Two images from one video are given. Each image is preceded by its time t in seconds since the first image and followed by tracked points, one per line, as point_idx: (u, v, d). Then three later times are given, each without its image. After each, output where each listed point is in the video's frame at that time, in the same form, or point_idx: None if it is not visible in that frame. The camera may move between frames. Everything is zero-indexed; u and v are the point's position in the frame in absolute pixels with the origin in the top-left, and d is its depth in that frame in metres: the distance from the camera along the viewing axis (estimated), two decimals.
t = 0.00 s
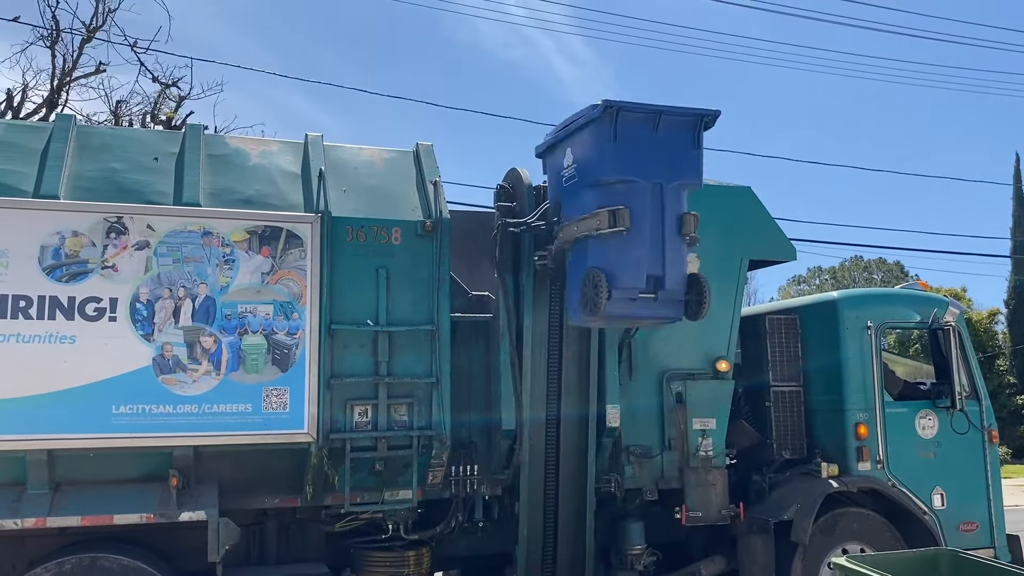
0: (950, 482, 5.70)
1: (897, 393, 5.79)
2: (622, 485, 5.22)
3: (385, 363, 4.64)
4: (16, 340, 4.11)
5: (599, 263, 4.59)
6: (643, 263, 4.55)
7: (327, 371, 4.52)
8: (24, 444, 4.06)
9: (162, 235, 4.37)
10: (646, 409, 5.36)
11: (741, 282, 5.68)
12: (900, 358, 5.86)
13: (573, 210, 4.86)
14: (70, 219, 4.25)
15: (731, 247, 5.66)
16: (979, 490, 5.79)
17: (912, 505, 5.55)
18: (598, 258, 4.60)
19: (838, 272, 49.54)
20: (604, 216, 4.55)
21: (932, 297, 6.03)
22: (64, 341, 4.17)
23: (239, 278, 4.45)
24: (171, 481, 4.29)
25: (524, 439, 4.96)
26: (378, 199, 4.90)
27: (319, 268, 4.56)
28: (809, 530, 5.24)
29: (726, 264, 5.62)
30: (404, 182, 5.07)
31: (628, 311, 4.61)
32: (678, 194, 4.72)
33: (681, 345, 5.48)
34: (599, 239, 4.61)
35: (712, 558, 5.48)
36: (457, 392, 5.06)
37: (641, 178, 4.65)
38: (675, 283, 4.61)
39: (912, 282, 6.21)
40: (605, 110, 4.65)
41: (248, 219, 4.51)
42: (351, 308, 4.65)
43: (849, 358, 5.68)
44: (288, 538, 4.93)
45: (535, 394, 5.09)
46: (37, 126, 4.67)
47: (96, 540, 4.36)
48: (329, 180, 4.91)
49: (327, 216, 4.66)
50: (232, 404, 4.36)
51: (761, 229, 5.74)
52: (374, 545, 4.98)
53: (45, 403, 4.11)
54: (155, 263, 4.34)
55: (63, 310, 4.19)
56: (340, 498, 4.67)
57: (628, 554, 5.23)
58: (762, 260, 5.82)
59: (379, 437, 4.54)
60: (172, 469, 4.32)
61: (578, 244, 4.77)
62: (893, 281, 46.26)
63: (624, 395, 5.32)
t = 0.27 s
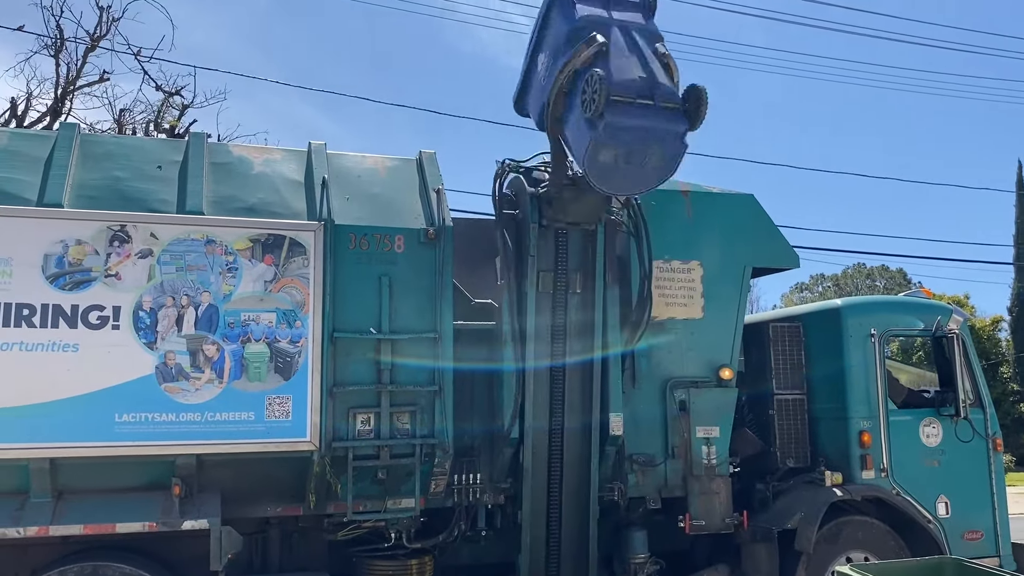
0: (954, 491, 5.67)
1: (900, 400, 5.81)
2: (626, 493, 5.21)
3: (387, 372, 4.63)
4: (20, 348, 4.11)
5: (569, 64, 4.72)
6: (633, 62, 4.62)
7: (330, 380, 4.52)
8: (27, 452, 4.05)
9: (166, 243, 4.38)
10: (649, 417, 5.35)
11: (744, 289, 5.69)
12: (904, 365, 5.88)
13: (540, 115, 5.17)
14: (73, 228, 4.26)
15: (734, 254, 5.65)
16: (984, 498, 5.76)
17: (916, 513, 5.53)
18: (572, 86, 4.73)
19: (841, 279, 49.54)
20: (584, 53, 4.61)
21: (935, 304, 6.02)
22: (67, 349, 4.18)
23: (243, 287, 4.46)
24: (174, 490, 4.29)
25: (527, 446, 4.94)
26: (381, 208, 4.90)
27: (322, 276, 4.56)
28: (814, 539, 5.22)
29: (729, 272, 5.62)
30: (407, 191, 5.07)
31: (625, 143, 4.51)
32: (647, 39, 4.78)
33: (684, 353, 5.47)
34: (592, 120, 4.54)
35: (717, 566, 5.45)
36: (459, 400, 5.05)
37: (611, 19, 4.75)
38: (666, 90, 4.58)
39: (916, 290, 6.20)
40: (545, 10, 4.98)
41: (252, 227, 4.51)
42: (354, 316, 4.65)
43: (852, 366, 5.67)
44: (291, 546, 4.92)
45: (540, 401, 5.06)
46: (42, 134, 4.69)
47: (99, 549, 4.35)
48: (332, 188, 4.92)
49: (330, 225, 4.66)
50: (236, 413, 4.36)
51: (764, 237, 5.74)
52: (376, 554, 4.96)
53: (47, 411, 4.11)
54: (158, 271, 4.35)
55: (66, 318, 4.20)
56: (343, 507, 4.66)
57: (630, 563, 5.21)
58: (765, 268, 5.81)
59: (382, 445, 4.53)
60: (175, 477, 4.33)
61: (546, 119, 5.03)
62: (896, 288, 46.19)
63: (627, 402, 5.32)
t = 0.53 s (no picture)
0: (959, 495, 5.66)
1: (904, 405, 5.78)
2: (629, 498, 5.20)
3: (390, 377, 4.63)
4: (23, 354, 4.11)
5: (526, 59, 5.09)
6: None
7: (333, 385, 4.52)
8: (30, 458, 4.05)
9: (169, 248, 4.38)
10: (652, 422, 5.34)
11: (747, 293, 5.69)
12: (909, 369, 5.84)
13: (510, 109, 5.52)
14: (76, 234, 4.26)
15: (736, 259, 5.65)
16: (989, 503, 5.75)
17: (921, 518, 5.51)
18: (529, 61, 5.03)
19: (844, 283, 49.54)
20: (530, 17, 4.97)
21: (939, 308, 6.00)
22: (70, 355, 4.18)
23: (246, 292, 4.46)
24: (176, 496, 4.28)
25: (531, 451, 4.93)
26: (383, 213, 4.90)
27: (325, 281, 4.56)
28: (817, 543, 5.21)
29: (732, 276, 5.61)
30: (409, 196, 5.08)
31: (575, 36, 4.82)
32: None
33: (687, 358, 5.46)
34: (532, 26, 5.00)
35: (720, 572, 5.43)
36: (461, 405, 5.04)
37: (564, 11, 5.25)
38: None
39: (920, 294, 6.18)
40: (490, 50, 5.82)
41: (254, 233, 4.51)
42: (357, 321, 4.65)
43: (856, 370, 5.66)
44: (293, 552, 4.94)
45: (543, 406, 5.05)
46: (45, 140, 4.70)
47: (101, 555, 4.35)
48: (335, 194, 4.92)
49: (333, 230, 4.66)
50: (239, 418, 4.36)
51: (767, 243, 5.73)
52: (379, 560, 4.95)
53: (50, 417, 4.11)
54: (161, 276, 4.35)
55: (69, 323, 4.20)
56: (346, 512, 4.64)
57: (634, 568, 5.21)
58: (768, 273, 5.80)
59: (385, 450, 4.52)
60: (178, 483, 4.32)
61: (517, 108, 5.35)
62: (900, 292, 46.13)
63: (630, 406, 5.30)
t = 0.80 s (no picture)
0: (963, 498, 5.64)
1: (908, 408, 5.76)
2: (632, 501, 5.19)
3: (394, 380, 4.63)
4: (27, 357, 4.12)
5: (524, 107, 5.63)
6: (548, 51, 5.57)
7: (336, 388, 4.52)
8: (34, 461, 4.06)
9: (172, 252, 4.39)
10: (655, 425, 5.34)
11: (749, 296, 5.69)
12: (913, 372, 5.84)
13: (507, 149, 5.76)
14: (80, 238, 4.28)
15: (739, 262, 5.65)
16: (993, 506, 5.73)
17: (925, 521, 5.50)
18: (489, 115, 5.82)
19: (846, 287, 49.54)
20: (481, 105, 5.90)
21: (942, 312, 6.01)
22: (74, 358, 4.18)
23: (249, 295, 4.47)
24: (180, 498, 4.29)
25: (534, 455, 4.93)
26: (386, 217, 4.91)
27: (328, 284, 4.57)
28: (820, 547, 5.20)
29: (735, 279, 5.61)
30: (412, 200, 5.09)
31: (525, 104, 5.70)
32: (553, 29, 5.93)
33: (690, 361, 5.46)
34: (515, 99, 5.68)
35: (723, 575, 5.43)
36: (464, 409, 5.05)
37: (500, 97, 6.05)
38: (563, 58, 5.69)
39: (923, 297, 6.18)
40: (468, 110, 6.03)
41: (258, 236, 4.52)
42: (360, 324, 4.65)
43: (859, 373, 5.65)
44: (297, 556, 4.89)
45: (546, 409, 5.05)
46: (49, 145, 4.72)
47: (105, 558, 4.35)
48: (338, 197, 4.93)
49: (336, 233, 4.67)
50: (242, 421, 4.36)
51: (770, 247, 5.73)
52: (381, 563, 4.95)
53: (54, 420, 4.12)
54: (165, 280, 4.36)
55: (73, 327, 4.21)
56: (350, 515, 4.67)
57: (638, 571, 5.21)
58: (771, 276, 5.80)
59: (388, 453, 4.52)
60: (181, 486, 4.33)
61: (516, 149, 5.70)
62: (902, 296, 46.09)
63: (632, 409, 5.30)
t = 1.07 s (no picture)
0: (964, 501, 5.64)
1: (910, 410, 5.76)
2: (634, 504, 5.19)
3: (395, 382, 4.63)
4: (29, 360, 4.13)
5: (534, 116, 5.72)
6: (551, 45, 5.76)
7: (338, 391, 4.52)
8: (36, 465, 4.07)
9: (174, 255, 4.40)
10: (657, 428, 5.34)
11: (751, 298, 5.69)
12: (913, 375, 5.84)
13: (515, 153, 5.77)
14: (82, 241, 4.29)
15: (740, 264, 5.65)
16: (995, 508, 5.73)
17: (927, 524, 5.49)
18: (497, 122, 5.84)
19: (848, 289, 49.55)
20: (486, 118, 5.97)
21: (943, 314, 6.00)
22: (76, 362, 4.19)
23: (251, 298, 4.48)
24: (182, 502, 4.29)
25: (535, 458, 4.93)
26: (388, 220, 4.92)
27: (329, 287, 4.57)
28: (823, 550, 5.20)
29: (735, 282, 5.62)
30: (413, 203, 5.10)
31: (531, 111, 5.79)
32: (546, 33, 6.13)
33: (691, 363, 5.46)
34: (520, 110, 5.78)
35: None
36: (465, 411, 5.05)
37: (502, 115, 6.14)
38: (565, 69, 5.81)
39: (924, 300, 6.19)
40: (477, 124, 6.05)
41: (259, 239, 4.53)
42: (361, 327, 4.66)
43: (860, 375, 5.65)
44: (297, 559, 4.90)
45: (547, 412, 5.05)
46: (51, 149, 4.73)
47: (106, 561, 4.35)
48: (339, 201, 4.94)
49: (337, 236, 4.68)
50: (244, 424, 4.37)
51: (771, 249, 5.74)
52: (382, 566, 4.95)
53: (56, 424, 4.12)
54: (167, 283, 4.37)
55: (75, 330, 4.21)
56: (351, 518, 4.67)
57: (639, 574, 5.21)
58: (771, 278, 5.80)
59: (389, 456, 4.53)
60: (182, 489, 4.33)
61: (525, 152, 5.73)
62: (903, 298, 46.05)
63: (634, 412, 5.30)
